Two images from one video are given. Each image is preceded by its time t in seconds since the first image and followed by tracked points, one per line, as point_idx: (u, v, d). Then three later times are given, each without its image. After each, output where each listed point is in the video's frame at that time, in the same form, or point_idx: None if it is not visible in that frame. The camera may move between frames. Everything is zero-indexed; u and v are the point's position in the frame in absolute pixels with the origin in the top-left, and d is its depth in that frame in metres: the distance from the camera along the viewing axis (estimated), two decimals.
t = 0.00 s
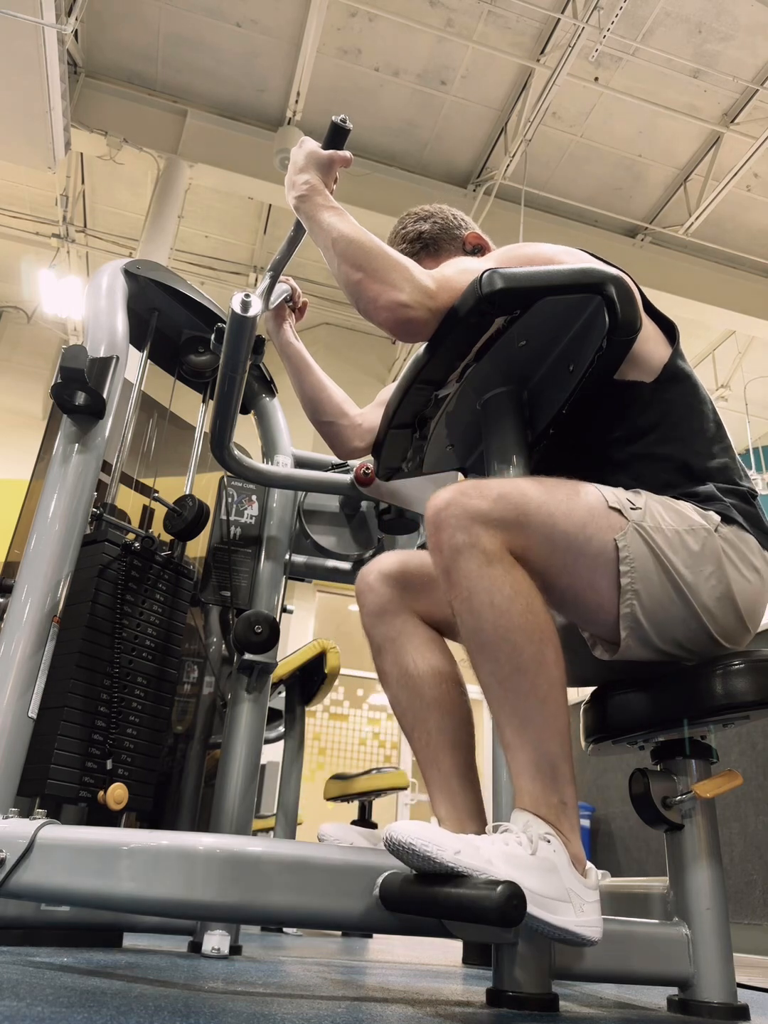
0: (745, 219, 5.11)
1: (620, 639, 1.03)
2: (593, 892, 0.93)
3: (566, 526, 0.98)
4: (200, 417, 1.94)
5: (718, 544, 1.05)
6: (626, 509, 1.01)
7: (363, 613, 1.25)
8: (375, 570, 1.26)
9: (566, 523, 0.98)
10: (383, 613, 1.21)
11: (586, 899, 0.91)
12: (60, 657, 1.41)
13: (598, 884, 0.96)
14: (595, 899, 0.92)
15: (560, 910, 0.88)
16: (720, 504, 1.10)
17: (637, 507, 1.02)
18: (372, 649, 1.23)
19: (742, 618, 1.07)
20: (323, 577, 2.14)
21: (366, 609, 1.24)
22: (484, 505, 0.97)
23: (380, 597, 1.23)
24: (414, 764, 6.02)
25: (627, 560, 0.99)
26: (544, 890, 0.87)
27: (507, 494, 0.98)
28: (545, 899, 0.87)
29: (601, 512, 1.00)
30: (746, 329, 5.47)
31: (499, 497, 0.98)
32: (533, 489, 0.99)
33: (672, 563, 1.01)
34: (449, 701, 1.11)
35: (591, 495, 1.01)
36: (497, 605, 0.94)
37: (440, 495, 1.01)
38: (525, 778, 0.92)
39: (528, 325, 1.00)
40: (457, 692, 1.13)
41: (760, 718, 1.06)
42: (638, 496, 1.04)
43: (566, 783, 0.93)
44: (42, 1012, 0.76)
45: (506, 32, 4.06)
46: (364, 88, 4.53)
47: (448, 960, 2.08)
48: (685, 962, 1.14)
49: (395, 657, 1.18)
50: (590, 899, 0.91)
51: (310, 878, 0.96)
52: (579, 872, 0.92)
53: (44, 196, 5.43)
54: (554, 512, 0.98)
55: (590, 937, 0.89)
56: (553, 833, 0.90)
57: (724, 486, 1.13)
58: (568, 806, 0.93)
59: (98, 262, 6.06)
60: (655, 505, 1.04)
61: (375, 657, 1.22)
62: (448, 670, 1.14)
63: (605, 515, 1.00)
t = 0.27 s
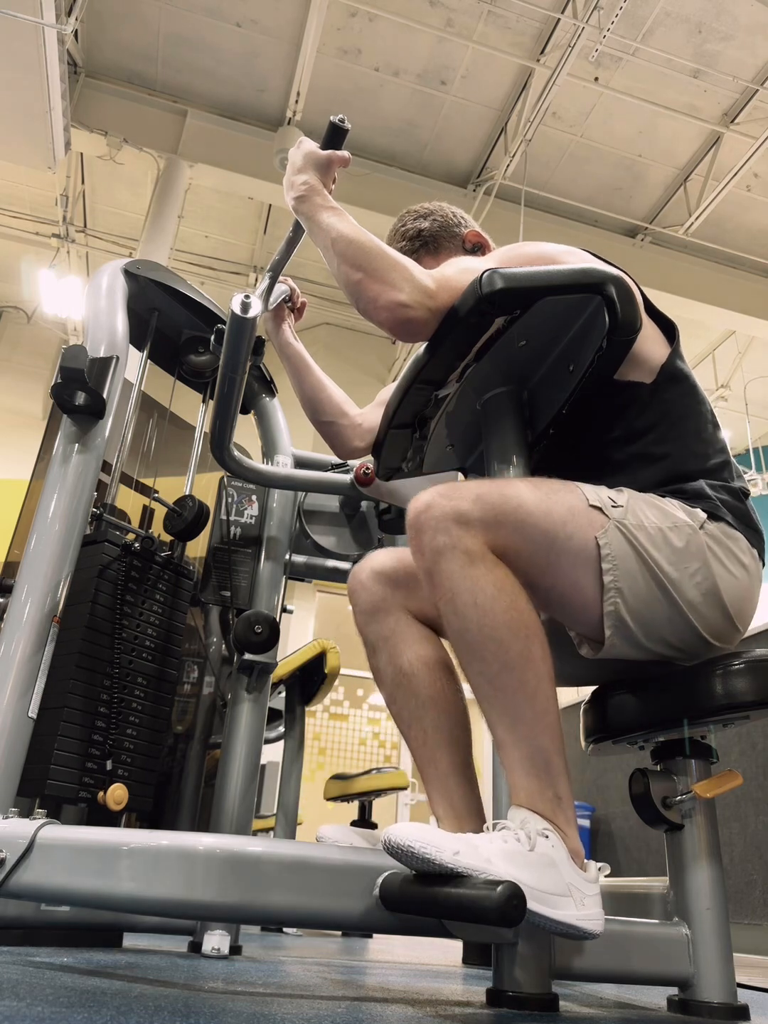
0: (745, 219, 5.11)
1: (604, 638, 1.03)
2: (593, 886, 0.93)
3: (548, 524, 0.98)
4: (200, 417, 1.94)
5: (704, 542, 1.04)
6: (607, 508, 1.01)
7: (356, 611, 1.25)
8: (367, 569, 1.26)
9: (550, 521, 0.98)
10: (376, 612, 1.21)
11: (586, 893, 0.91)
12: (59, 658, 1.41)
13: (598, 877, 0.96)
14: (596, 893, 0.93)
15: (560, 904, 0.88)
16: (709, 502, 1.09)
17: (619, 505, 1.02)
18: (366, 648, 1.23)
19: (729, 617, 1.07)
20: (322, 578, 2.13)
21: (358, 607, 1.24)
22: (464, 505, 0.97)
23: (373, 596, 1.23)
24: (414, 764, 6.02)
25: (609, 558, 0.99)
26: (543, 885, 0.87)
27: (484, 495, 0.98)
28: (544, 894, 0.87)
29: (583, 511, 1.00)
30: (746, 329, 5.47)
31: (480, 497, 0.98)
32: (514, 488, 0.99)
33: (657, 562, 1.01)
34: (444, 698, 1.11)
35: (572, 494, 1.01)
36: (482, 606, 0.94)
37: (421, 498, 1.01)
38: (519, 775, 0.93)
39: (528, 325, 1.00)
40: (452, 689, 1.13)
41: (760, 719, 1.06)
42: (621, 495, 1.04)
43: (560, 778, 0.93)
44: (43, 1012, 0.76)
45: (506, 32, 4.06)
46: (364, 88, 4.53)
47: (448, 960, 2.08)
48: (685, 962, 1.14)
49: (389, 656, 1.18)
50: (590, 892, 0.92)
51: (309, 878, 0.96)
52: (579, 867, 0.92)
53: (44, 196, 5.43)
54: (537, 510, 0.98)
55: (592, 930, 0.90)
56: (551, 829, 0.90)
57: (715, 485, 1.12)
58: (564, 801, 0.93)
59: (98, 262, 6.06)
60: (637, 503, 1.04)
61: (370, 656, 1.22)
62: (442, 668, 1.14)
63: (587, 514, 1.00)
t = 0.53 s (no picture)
0: (745, 219, 5.11)
1: (597, 639, 1.02)
2: (593, 886, 0.93)
3: (538, 525, 0.98)
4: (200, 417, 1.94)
5: (695, 541, 1.04)
6: (597, 509, 1.01)
7: (354, 612, 1.25)
8: (366, 569, 1.26)
9: (543, 523, 0.98)
10: (375, 612, 1.22)
11: (586, 893, 0.91)
12: (59, 658, 1.41)
13: (599, 876, 0.96)
14: (596, 893, 0.93)
15: (560, 903, 0.88)
16: (704, 502, 1.09)
17: (609, 506, 1.02)
18: (365, 648, 1.23)
19: (724, 616, 1.06)
20: (323, 578, 2.13)
21: (357, 608, 1.24)
22: (455, 510, 0.98)
23: (372, 596, 1.23)
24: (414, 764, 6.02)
25: (600, 557, 0.98)
26: (543, 884, 0.87)
27: (475, 501, 0.99)
28: (544, 894, 0.87)
29: (575, 512, 1.00)
30: (746, 329, 5.47)
31: (473, 502, 0.99)
32: (506, 490, 1.00)
33: (651, 562, 1.00)
34: (442, 697, 1.11)
35: (561, 495, 1.01)
36: (474, 607, 0.94)
37: (413, 505, 1.03)
38: (516, 776, 0.93)
39: (527, 325, 1.00)
40: (451, 689, 1.13)
41: (760, 719, 1.06)
42: (611, 496, 1.04)
43: (557, 777, 0.93)
44: (43, 1012, 0.76)
45: (506, 32, 4.06)
46: (364, 88, 4.53)
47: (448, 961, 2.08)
48: (685, 962, 1.14)
49: (388, 656, 1.18)
50: (591, 891, 0.92)
51: (308, 878, 0.96)
52: (579, 867, 0.92)
53: (44, 197, 5.43)
54: (527, 511, 0.98)
55: (592, 929, 0.89)
56: (550, 829, 0.90)
57: (713, 484, 1.12)
58: (562, 800, 0.93)
59: (98, 262, 6.06)
60: (627, 503, 1.04)
61: (369, 657, 1.23)
62: (441, 668, 1.14)
63: (578, 515, 1.00)
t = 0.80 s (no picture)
0: (745, 219, 5.11)
1: (604, 636, 1.02)
2: (593, 891, 0.93)
3: (543, 526, 0.98)
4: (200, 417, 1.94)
5: (702, 539, 1.04)
6: (603, 508, 1.01)
7: (359, 611, 1.25)
8: (371, 568, 1.26)
9: (547, 525, 0.98)
10: (379, 611, 1.21)
11: (585, 897, 0.91)
12: (59, 658, 1.41)
13: (598, 881, 0.96)
14: (596, 897, 0.93)
15: (559, 907, 0.88)
16: (710, 498, 1.09)
17: (615, 505, 1.01)
18: (369, 647, 1.23)
19: (731, 612, 1.06)
20: (323, 578, 2.13)
21: (362, 606, 1.24)
22: (457, 513, 0.99)
23: (377, 595, 1.23)
24: (414, 764, 6.02)
25: (607, 557, 0.98)
26: (543, 888, 0.87)
27: (478, 504, 0.99)
28: (544, 897, 0.87)
29: (580, 513, 1.00)
30: (746, 329, 5.47)
31: (477, 505, 0.99)
32: (512, 492, 1.00)
33: (656, 559, 1.00)
34: (446, 697, 1.11)
35: (566, 495, 1.01)
36: (479, 608, 0.94)
37: (419, 508, 1.03)
38: (517, 778, 0.93)
39: (528, 325, 1.00)
40: (454, 689, 1.13)
41: (760, 719, 1.06)
42: (617, 495, 1.04)
43: (559, 781, 0.93)
44: (43, 1012, 0.76)
45: (506, 32, 4.06)
46: (365, 88, 4.53)
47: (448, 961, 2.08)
48: (685, 962, 1.14)
49: (393, 655, 1.17)
50: (590, 896, 0.92)
51: (308, 878, 0.96)
52: (578, 870, 0.92)
53: (44, 197, 5.43)
54: (531, 513, 0.98)
55: (591, 934, 0.89)
56: (551, 832, 0.90)
57: (718, 480, 1.12)
58: (563, 804, 0.93)
59: (98, 262, 6.06)
60: (633, 501, 1.04)
61: (372, 656, 1.22)
62: (446, 669, 1.14)
63: (583, 515, 1.00)
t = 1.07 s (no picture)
0: (745, 219, 5.11)
1: (615, 631, 1.02)
2: (603, 890, 0.92)
3: (551, 522, 0.98)
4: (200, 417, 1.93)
5: (712, 532, 1.04)
6: (612, 504, 1.01)
7: (367, 612, 1.23)
8: (378, 569, 1.23)
9: (556, 521, 0.98)
10: (387, 613, 1.20)
11: (594, 897, 0.90)
12: (59, 658, 1.41)
13: (609, 881, 0.96)
14: (606, 897, 0.92)
15: (566, 908, 0.87)
16: (717, 493, 1.09)
17: (624, 500, 1.02)
18: (376, 647, 1.21)
19: (739, 605, 1.07)
20: (323, 578, 2.12)
21: (370, 607, 1.22)
22: (464, 509, 0.98)
23: (383, 596, 1.21)
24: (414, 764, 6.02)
25: (618, 551, 0.98)
26: (548, 888, 0.87)
27: (484, 500, 0.98)
28: (549, 897, 0.87)
29: (589, 509, 0.99)
30: (746, 329, 5.47)
31: (484, 500, 0.98)
32: (520, 489, 1.00)
33: (665, 555, 1.00)
34: (453, 698, 1.12)
35: (576, 490, 1.00)
36: (487, 605, 0.94)
37: (426, 504, 1.03)
38: (526, 776, 0.93)
39: (528, 324, 1.00)
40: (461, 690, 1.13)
41: (760, 719, 1.06)
42: (625, 490, 1.04)
43: (569, 779, 0.93)
44: (43, 1012, 0.76)
45: (506, 32, 4.06)
46: (364, 88, 4.53)
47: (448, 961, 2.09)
48: (685, 962, 1.14)
49: (400, 656, 1.17)
50: (599, 897, 0.91)
51: (308, 878, 0.96)
52: (585, 870, 0.91)
53: (44, 197, 5.43)
54: (539, 510, 0.98)
55: (600, 935, 0.88)
56: (556, 831, 0.90)
57: (724, 475, 1.12)
58: (573, 802, 0.93)
59: (98, 262, 6.06)
60: (642, 497, 1.04)
61: (378, 656, 1.21)
62: (453, 670, 1.14)
63: (593, 513, 0.99)
